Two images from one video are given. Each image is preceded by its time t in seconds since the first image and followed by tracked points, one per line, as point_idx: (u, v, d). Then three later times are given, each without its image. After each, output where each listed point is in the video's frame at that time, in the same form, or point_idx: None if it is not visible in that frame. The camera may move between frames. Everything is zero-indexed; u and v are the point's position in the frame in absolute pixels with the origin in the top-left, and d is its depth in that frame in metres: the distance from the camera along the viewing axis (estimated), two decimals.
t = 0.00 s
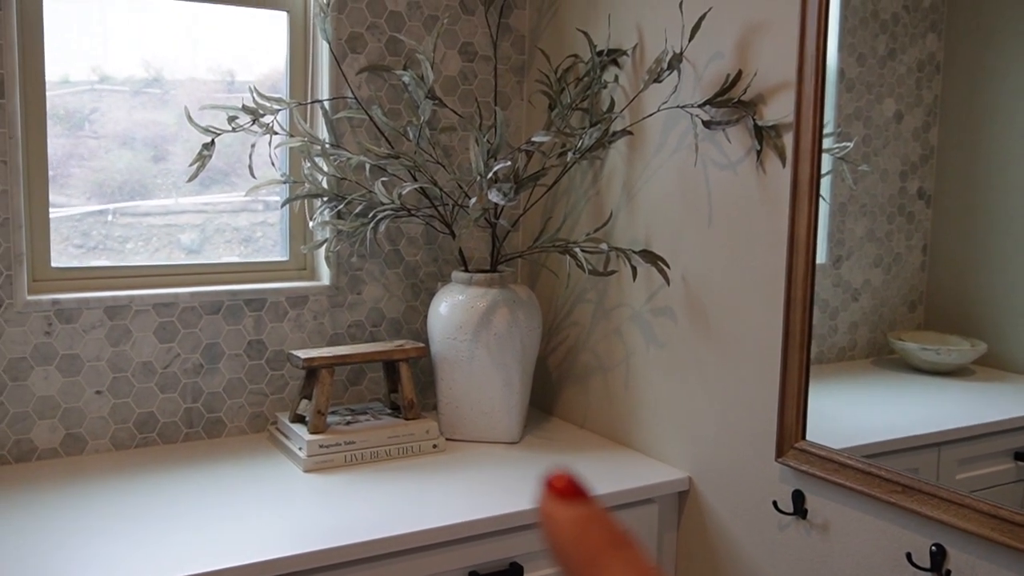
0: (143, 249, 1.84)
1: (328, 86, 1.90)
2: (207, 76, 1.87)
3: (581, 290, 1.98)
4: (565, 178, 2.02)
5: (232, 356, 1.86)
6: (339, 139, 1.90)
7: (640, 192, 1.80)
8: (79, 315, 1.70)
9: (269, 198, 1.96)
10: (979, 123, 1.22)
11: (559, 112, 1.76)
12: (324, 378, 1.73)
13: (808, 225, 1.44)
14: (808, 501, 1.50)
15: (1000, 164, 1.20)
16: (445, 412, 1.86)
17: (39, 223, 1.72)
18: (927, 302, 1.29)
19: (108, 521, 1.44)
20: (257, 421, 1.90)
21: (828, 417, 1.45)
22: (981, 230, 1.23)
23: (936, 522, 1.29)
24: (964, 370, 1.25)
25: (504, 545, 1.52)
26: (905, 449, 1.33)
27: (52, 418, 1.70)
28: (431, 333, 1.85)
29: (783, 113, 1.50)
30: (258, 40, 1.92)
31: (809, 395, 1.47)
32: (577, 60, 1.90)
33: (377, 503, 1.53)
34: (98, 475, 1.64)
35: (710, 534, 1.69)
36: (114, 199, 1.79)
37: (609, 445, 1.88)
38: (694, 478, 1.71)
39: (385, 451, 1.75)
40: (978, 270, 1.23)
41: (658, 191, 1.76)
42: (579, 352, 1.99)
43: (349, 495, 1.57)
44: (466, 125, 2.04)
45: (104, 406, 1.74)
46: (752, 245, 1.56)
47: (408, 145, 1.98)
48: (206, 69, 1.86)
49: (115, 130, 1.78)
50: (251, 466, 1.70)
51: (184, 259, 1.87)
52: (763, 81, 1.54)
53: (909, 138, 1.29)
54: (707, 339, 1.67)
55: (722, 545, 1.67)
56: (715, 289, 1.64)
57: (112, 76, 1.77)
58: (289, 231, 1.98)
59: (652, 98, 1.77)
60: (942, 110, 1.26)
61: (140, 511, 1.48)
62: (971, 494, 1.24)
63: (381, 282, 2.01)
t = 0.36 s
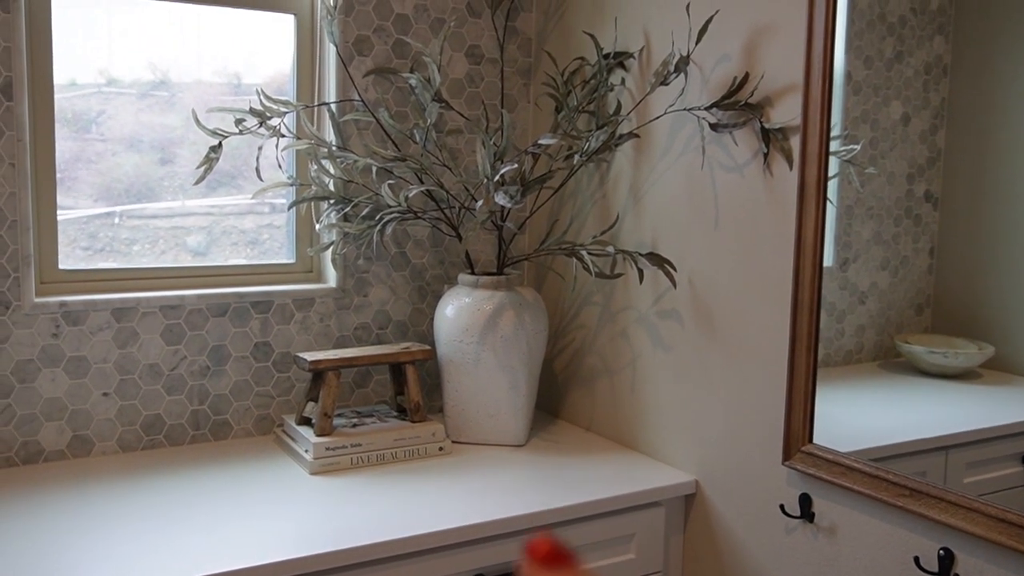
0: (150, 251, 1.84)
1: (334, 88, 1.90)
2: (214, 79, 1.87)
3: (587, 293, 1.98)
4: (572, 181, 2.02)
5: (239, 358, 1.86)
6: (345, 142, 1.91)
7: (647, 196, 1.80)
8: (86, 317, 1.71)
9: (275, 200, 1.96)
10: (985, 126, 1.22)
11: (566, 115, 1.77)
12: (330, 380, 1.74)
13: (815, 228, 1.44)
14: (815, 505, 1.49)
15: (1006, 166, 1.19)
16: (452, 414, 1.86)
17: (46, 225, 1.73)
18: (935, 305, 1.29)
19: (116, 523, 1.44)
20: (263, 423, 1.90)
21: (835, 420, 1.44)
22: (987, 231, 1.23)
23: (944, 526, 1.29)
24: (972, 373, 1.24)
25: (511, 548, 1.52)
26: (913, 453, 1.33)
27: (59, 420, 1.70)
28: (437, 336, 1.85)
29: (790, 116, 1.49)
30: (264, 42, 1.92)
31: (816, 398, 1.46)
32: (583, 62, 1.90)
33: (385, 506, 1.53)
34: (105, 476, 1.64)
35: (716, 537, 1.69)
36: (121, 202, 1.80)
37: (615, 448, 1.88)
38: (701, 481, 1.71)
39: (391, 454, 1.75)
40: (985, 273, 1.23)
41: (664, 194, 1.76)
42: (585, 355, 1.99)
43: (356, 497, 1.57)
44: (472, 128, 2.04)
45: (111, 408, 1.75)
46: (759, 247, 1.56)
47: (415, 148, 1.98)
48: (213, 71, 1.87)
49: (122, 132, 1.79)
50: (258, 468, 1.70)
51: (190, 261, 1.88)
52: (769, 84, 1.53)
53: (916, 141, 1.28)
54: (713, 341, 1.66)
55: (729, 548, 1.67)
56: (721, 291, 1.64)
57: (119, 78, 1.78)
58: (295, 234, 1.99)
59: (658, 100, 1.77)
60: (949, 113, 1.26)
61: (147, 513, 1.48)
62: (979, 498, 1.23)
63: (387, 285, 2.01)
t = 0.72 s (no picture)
0: (156, 254, 1.85)
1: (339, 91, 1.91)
2: (219, 82, 1.88)
3: (592, 295, 1.98)
4: (576, 183, 2.02)
5: (244, 360, 1.87)
6: (350, 145, 1.91)
7: (652, 198, 1.80)
8: (92, 320, 1.71)
9: (280, 203, 1.97)
10: (991, 126, 1.20)
11: (571, 117, 1.77)
12: (336, 382, 1.74)
13: (820, 228, 1.44)
14: (821, 506, 1.49)
15: (1013, 167, 1.18)
16: (457, 416, 1.86)
17: (52, 228, 1.73)
18: (940, 306, 1.28)
19: (122, 525, 1.45)
20: (269, 425, 1.91)
21: (840, 421, 1.44)
22: (992, 232, 1.21)
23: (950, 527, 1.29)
24: (978, 375, 1.24)
25: (517, 550, 1.52)
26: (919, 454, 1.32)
27: (66, 422, 1.71)
28: (442, 338, 1.85)
29: (794, 117, 1.49)
30: (270, 45, 1.93)
31: (822, 399, 1.46)
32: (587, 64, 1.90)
33: (390, 508, 1.54)
34: (112, 478, 1.65)
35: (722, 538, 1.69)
36: (127, 205, 1.80)
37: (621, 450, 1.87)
38: (706, 482, 1.71)
39: (396, 456, 1.75)
40: (991, 274, 1.22)
41: (668, 195, 1.76)
42: (590, 356, 1.99)
43: (362, 499, 1.57)
44: (477, 130, 2.05)
45: (117, 410, 1.75)
46: (764, 248, 1.56)
47: (419, 150, 1.98)
48: (218, 74, 1.87)
49: (128, 135, 1.79)
50: (264, 470, 1.70)
51: (196, 264, 1.88)
52: (774, 85, 1.53)
53: (921, 142, 1.28)
54: (719, 343, 1.66)
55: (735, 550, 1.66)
56: (726, 293, 1.64)
57: (124, 81, 1.78)
58: (301, 237, 1.99)
59: (663, 102, 1.77)
60: (954, 114, 1.25)
61: (152, 515, 1.49)
62: (986, 499, 1.24)
63: (392, 287, 2.02)
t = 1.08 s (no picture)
0: (163, 258, 1.85)
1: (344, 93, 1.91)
2: (226, 86, 1.88)
3: (598, 299, 1.98)
4: (582, 186, 2.02)
5: (251, 364, 1.87)
6: (357, 149, 1.92)
7: (658, 201, 1.80)
8: (100, 323, 1.72)
9: (286, 207, 1.97)
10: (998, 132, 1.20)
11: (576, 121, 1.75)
12: (342, 386, 1.74)
13: (827, 232, 1.44)
14: (828, 511, 1.49)
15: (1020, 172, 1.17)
16: (463, 420, 1.86)
17: (60, 232, 1.74)
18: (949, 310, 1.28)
19: (129, 528, 1.45)
20: (275, 429, 1.91)
21: (847, 425, 1.44)
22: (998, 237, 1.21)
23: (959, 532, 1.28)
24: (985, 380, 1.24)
25: (523, 553, 1.52)
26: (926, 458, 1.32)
27: (73, 425, 1.71)
28: (449, 342, 1.85)
29: (800, 120, 1.50)
30: (277, 50, 1.93)
31: (827, 404, 1.46)
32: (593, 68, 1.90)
33: (397, 511, 1.54)
34: (119, 482, 1.65)
35: (728, 542, 1.68)
36: (134, 209, 1.81)
37: (627, 454, 1.87)
38: (712, 486, 1.71)
39: (402, 459, 1.75)
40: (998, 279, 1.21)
41: (674, 199, 1.76)
42: (596, 360, 1.99)
43: (369, 503, 1.57)
44: (483, 134, 2.05)
45: (124, 413, 1.76)
46: (770, 251, 1.56)
47: (426, 155, 1.99)
48: (225, 79, 1.88)
49: (135, 140, 1.80)
50: (270, 474, 1.71)
51: (203, 267, 1.88)
52: (781, 89, 1.53)
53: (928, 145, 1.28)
54: (725, 346, 1.66)
55: (742, 554, 1.66)
56: (732, 296, 1.64)
57: (131, 86, 1.79)
58: (308, 240, 2.00)
59: (669, 106, 1.77)
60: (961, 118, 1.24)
61: (159, 518, 1.49)
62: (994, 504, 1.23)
63: (398, 291, 2.02)
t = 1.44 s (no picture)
0: (168, 260, 1.85)
1: (351, 98, 1.91)
2: (231, 88, 1.88)
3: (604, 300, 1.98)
4: (588, 187, 2.02)
5: (257, 366, 1.87)
6: (362, 149, 1.92)
7: (664, 202, 1.80)
8: (106, 325, 1.72)
9: (291, 209, 1.97)
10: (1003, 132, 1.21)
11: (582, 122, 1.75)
12: (348, 387, 1.74)
13: (834, 234, 1.43)
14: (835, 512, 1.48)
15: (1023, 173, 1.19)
16: (469, 421, 1.86)
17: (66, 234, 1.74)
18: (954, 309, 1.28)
19: (135, 529, 1.45)
20: (282, 430, 1.91)
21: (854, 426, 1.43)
22: (1001, 236, 1.22)
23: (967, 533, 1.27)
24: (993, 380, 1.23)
25: (530, 555, 1.52)
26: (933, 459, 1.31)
27: (80, 427, 1.71)
28: (455, 343, 1.85)
29: (806, 120, 1.48)
30: (282, 51, 1.94)
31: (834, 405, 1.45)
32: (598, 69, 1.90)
33: (403, 512, 1.53)
34: (125, 484, 1.65)
35: (735, 544, 1.68)
36: (140, 211, 1.81)
37: (633, 455, 1.87)
38: (719, 487, 1.70)
39: (408, 460, 1.75)
40: (1003, 278, 1.22)
41: (681, 199, 1.76)
42: (602, 361, 1.99)
43: (376, 504, 1.57)
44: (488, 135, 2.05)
45: (131, 415, 1.76)
46: (778, 251, 1.55)
47: (431, 156, 1.99)
48: (230, 80, 1.88)
49: (140, 142, 1.80)
50: (276, 475, 1.71)
51: (208, 269, 1.88)
52: (787, 88, 1.52)
53: (934, 145, 1.28)
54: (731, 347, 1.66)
55: (748, 556, 1.65)
56: (739, 296, 1.64)
57: (137, 88, 1.79)
58: (314, 242, 2.00)
59: (675, 107, 1.77)
60: (967, 118, 1.25)
61: (165, 520, 1.49)
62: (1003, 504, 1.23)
63: (404, 292, 2.02)
